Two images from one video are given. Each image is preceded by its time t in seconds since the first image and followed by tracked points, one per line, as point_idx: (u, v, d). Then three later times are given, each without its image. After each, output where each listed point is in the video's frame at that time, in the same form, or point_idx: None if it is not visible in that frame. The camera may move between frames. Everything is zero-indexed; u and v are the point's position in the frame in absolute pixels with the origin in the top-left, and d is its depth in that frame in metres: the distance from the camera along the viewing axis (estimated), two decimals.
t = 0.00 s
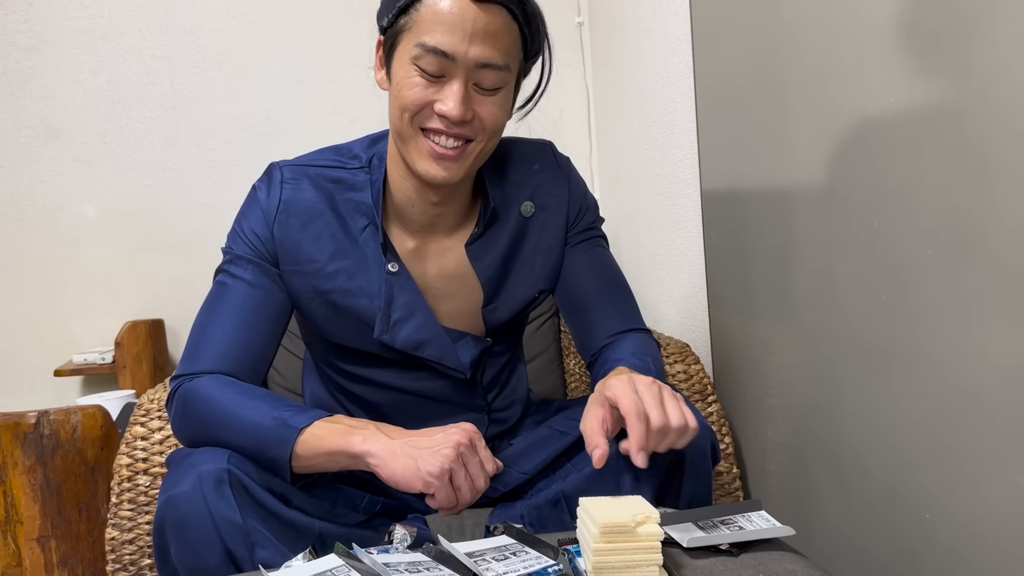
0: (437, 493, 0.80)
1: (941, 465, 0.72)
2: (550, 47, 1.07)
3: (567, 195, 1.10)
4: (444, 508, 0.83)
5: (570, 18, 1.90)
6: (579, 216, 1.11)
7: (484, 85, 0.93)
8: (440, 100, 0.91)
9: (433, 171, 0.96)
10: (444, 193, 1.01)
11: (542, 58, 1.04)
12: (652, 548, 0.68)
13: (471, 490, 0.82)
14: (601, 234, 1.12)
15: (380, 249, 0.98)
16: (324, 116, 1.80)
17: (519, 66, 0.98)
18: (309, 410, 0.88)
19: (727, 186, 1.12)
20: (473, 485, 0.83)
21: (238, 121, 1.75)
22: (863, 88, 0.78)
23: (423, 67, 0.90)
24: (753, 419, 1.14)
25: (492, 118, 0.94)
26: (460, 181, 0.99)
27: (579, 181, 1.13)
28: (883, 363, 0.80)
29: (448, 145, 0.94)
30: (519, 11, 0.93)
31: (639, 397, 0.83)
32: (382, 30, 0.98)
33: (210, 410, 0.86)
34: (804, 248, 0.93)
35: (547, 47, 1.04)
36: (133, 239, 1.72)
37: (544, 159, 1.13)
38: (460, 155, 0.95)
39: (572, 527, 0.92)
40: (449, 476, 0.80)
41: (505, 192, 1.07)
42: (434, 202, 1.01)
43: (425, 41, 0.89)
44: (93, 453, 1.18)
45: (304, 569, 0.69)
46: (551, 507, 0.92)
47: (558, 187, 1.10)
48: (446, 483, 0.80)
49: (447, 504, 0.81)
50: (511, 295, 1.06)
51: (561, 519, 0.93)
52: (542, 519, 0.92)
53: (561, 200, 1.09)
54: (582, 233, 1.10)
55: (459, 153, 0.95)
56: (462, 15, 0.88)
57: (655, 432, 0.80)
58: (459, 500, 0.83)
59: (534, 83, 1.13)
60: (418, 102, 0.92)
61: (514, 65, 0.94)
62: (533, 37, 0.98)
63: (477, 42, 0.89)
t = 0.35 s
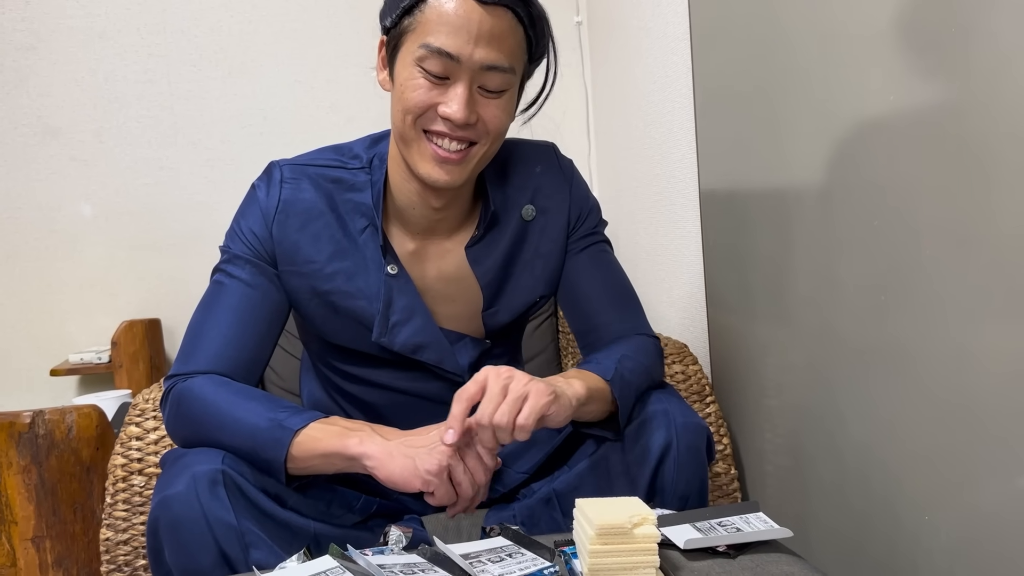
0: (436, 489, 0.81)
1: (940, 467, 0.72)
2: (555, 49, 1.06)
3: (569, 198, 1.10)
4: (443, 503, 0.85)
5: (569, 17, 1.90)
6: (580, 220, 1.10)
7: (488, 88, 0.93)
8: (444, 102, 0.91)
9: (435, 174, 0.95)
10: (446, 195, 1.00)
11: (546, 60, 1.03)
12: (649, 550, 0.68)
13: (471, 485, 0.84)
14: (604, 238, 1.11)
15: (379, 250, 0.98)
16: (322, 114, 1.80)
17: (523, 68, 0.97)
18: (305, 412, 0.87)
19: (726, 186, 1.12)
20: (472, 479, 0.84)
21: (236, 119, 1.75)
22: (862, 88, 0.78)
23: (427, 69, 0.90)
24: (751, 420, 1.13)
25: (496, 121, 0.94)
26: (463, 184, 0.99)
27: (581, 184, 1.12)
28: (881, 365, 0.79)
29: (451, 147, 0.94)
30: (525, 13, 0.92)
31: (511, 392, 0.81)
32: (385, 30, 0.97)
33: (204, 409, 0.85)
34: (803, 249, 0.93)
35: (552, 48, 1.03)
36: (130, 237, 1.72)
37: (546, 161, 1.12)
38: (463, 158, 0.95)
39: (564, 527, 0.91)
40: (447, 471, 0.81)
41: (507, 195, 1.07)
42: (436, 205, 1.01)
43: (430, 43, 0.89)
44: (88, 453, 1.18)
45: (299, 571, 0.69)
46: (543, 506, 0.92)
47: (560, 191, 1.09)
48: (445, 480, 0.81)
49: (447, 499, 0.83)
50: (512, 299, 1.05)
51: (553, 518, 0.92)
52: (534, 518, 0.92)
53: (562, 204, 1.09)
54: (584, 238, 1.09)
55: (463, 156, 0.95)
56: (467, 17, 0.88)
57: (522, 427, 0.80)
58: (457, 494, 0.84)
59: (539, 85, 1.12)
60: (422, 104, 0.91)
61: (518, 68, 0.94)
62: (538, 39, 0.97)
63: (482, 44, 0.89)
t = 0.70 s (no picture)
0: (435, 492, 0.79)
1: (939, 469, 0.72)
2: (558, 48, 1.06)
3: (570, 197, 1.09)
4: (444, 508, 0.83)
5: (568, 18, 1.90)
6: (581, 219, 1.10)
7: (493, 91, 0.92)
8: (449, 105, 0.90)
9: (439, 176, 0.95)
10: (449, 196, 1.00)
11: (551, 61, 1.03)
12: (646, 552, 0.68)
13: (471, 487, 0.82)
14: (605, 237, 1.11)
15: (381, 251, 0.98)
16: (320, 114, 1.80)
17: (528, 71, 0.97)
18: (301, 415, 0.87)
19: (725, 187, 1.11)
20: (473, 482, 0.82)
21: (234, 119, 1.75)
22: (861, 87, 0.78)
23: (432, 71, 0.90)
24: (750, 422, 1.13)
25: (501, 123, 0.94)
26: (465, 186, 0.99)
27: (582, 182, 1.12)
28: (880, 368, 0.79)
29: (455, 150, 0.94)
30: (530, 16, 0.92)
31: (568, 371, 0.81)
32: (388, 30, 0.97)
33: (200, 410, 0.85)
34: (802, 250, 0.92)
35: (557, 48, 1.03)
36: (127, 237, 1.71)
37: (547, 160, 1.12)
38: (467, 161, 0.95)
39: (563, 529, 0.91)
40: (444, 473, 0.80)
41: (508, 195, 1.06)
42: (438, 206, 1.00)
43: (435, 45, 0.88)
44: (84, 454, 1.17)
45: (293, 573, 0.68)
46: (542, 507, 0.92)
47: (560, 190, 1.09)
48: (443, 482, 0.80)
49: (446, 503, 0.81)
50: (512, 299, 1.05)
51: (553, 520, 0.92)
52: (533, 520, 0.92)
53: (563, 203, 1.08)
54: (585, 237, 1.09)
55: (467, 158, 0.95)
56: (473, 20, 0.87)
57: (586, 404, 0.80)
58: (457, 497, 0.82)
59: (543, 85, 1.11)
60: (426, 106, 0.91)
61: (523, 71, 0.94)
62: (543, 42, 0.97)
63: (488, 47, 0.88)
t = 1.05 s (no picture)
0: (428, 484, 0.80)
1: (937, 471, 0.72)
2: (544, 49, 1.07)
3: (560, 195, 1.10)
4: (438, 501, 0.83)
5: (568, 20, 1.90)
6: (572, 217, 1.11)
7: (475, 71, 0.93)
8: (430, 82, 0.90)
9: (422, 157, 0.93)
10: (434, 185, 0.99)
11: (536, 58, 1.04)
12: (645, 554, 0.68)
13: (463, 480, 0.82)
14: (595, 234, 1.12)
15: (374, 250, 0.98)
16: (319, 116, 1.80)
17: (511, 59, 0.98)
18: (297, 414, 0.87)
19: (724, 189, 1.11)
20: (465, 475, 0.82)
21: (234, 121, 1.75)
22: (861, 89, 0.78)
23: (413, 50, 0.90)
24: (748, 424, 1.13)
25: (483, 102, 0.93)
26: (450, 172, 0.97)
27: (572, 181, 1.12)
28: (880, 369, 0.79)
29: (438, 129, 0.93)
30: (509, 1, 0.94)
31: (670, 435, 0.81)
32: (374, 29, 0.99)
33: (197, 412, 0.85)
34: (801, 253, 0.93)
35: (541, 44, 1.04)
36: (127, 238, 1.71)
37: (537, 159, 1.12)
38: (450, 141, 0.93)
39: (566, 533, 0.92)
40: (436, 466, 0.80)
41: (498, 192, 1.06)
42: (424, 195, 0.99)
43: (415, 24, 0.89)
44: (84, 455, 1.17)
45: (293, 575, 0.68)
46: (546, 513, 0.92)
47: (551, 189, 1.09)
48: (435, 475, 0.80)
49: (440, 496, 0.81)
50: (504, 297, 1.05)
51: (554, 525, 0.92)
52: (536, 524, 0.91)
53: (554, 201, 1.09)
54: (575, 234, 1.10)
55: (449, 137, 0.93)
56: None
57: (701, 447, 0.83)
58: (451, 491, 0.82)
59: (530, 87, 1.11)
60: (407, 85, 0.91)
61: (505, 54, 0.94)
62: (526, 32, 0.98)
63: (466, 23, 0.89)
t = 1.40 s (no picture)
0: (425, 492, 0.79)
1: (939, 475, 0.72)
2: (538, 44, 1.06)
3: (557, 198, 1.10)
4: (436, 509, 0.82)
5: (567, 23, 1.90)
6: (568, 220, 1.11)
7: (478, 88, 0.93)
8: (437, 105, 0.90)
9: (431, 176, 0.95)
10: (438, 195, 1.01)
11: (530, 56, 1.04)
12: (646, 559, 0.67)
13: (461, 489, 0.81)
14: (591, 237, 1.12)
15: (367, 253, 0.98)
16: (319, 119, 1.80)
17: (510, 66, 0.97)
18: (296, 416, 0.87)
19: (724, 192, 1.12)
20: (464, 483, 0.81)
21: (233, 123, 1.74)
22: (862, 93, 0.78)
23: (418, 73, 0.89)
24: (748, 427, 1.13)
25: (488, 120, 0.94)
26: (455, 184, 0.99)
27: (569, 184, 1.12)
28: (881, 372, 0.79)
29: (445, 148, 0.94)
30: (509, 13, 0.92)
31: (685, 460, 0.81)
32: (368, 35, 0.96)
33: (197, 415, 0.85)
34: (801, 256, 0.93)
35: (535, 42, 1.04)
36: (126, 240, 1.71)
37: (534, 162, 1.11)
38: (457, 158, 0.95)
39: (565, 536, 0.92)
40: (435, 474, 0.79)
41: (494, 195, 1.06)
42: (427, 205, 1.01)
43: (420, 47, 0.88)
44: (82, 457, 1.17)
45: None
46: (545, 516, 0.92)
47: (548, 191, 1.09)
48: (433, 482, 0.79)
49: (437, 504, 0.80)
50: (499, 298, 1.05)
51: (555, 528, 0.92)
52: (536, 528, 0.92)
53: (551, 203, 1.09)
54: (572, 237, 1.10)
55: (457, 156, 0.95)
56: (455, 20, 0.87)
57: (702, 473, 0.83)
58: (448, 499, 0.81)
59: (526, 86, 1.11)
60: (414, 108, 0.91)
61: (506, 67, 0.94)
62: (522, 38, 0.97)
63: (471, 45, 0.89)
